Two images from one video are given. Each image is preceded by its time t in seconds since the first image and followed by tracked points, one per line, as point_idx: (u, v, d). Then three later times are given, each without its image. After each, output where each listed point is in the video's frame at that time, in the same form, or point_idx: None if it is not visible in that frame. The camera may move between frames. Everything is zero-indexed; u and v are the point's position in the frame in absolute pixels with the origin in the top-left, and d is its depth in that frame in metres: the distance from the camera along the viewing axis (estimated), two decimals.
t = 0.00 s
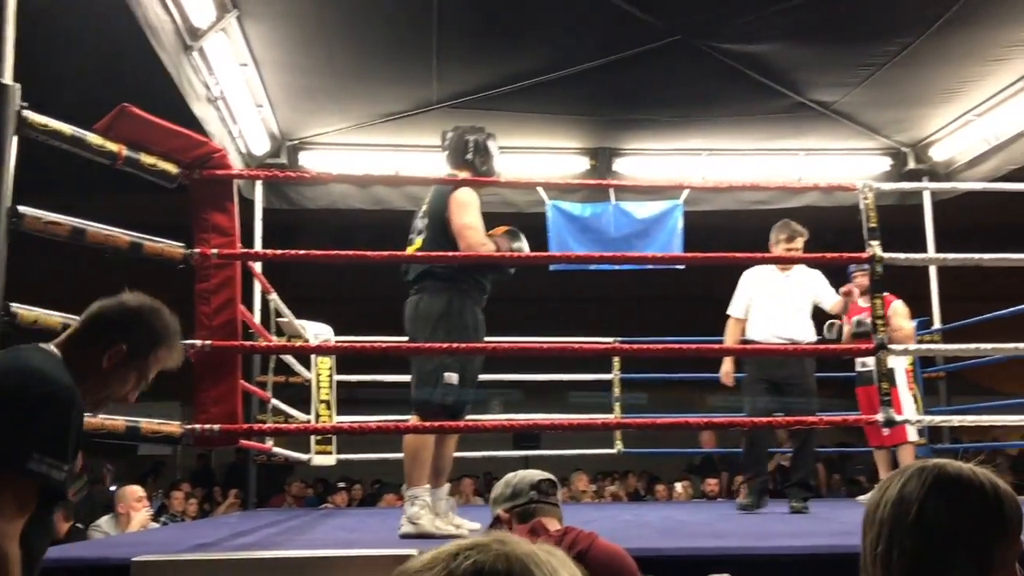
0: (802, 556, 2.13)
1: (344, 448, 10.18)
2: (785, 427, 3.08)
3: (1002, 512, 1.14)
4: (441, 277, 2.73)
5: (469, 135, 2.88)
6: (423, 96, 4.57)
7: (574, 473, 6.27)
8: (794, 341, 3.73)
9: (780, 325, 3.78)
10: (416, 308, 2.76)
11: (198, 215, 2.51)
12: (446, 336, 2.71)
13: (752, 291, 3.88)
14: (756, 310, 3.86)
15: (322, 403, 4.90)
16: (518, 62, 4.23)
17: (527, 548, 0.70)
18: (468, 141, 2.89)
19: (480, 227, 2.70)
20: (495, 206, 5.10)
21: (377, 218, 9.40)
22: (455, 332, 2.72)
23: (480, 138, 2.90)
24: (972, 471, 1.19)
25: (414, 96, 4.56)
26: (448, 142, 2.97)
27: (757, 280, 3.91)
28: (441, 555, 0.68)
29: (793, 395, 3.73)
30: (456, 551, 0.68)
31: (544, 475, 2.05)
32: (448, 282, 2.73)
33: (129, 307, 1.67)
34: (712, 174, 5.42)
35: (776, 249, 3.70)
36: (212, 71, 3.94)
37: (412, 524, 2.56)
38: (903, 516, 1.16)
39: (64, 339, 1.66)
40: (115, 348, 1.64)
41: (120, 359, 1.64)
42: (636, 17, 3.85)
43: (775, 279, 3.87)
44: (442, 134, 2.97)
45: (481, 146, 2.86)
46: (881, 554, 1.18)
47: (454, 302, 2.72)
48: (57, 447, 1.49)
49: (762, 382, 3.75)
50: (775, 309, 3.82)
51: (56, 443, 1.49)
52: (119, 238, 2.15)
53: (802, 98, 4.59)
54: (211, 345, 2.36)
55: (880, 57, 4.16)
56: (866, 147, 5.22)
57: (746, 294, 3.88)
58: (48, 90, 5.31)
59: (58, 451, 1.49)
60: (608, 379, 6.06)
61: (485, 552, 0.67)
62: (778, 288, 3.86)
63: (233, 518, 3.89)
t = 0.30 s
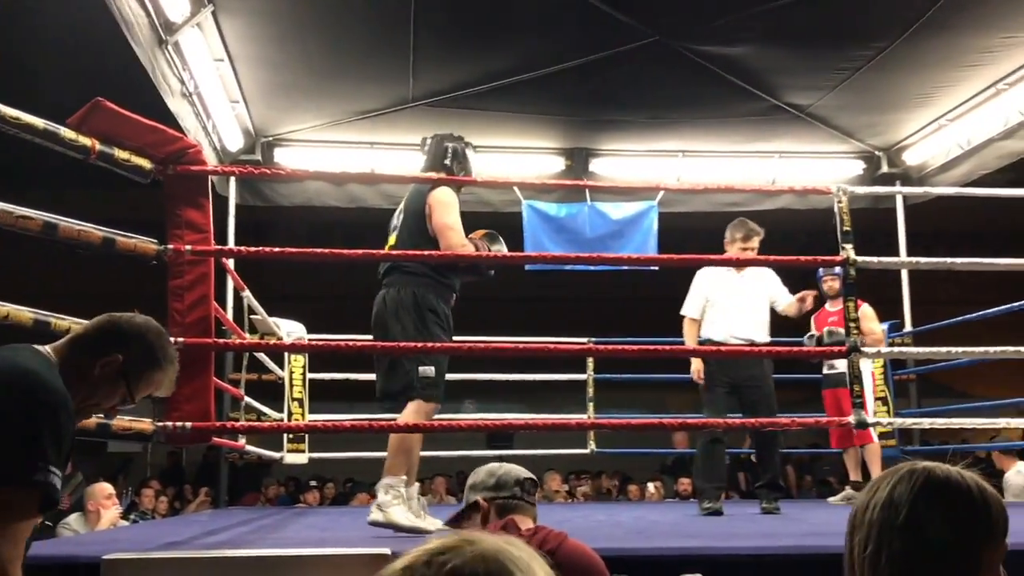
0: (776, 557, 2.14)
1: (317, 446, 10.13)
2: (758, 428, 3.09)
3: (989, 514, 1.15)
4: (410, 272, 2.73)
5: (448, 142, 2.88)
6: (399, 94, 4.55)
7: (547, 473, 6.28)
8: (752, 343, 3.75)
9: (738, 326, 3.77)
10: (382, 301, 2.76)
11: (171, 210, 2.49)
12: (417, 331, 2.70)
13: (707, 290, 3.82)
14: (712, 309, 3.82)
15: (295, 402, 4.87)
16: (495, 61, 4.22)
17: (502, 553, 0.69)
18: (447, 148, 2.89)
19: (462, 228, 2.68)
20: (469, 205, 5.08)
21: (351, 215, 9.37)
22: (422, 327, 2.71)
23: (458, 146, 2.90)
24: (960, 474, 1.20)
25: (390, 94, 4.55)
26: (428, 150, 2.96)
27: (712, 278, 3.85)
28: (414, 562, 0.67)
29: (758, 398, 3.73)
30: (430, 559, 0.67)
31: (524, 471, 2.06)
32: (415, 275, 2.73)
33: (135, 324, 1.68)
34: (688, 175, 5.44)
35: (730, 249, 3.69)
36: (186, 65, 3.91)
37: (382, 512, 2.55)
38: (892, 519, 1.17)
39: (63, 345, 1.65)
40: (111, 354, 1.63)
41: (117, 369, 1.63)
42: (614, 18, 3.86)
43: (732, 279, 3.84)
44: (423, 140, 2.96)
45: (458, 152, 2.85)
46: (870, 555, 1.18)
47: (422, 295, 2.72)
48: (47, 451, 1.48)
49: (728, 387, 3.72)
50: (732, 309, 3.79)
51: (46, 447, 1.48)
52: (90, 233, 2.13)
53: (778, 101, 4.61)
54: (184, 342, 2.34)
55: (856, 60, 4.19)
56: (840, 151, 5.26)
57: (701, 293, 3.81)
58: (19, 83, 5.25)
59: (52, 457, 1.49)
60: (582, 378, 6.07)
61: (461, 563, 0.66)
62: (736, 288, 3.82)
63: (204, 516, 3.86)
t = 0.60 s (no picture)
0: (762, 556, 2.14)
1: (303, 443, 10.11)
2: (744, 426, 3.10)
3: (982, 518, 1.18)
4: (405, 273, 2.73)
5: (421, 131, 2.87)
6: (387, 91, 4.54)
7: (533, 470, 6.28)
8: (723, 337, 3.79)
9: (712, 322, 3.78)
10: (378, 305, 2.74)
11: (158, 206, 2.48)
12: (411, 331, 2.69)
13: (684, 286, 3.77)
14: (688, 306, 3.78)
15: (280, 399, 4.85)
16: (483, 59, 4.22)
17: (456, 550, 0.69)
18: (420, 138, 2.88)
19: (444, 224, 2.68)
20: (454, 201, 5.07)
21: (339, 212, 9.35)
22: (418, 328, 2.70)
23: (431, 135, 2.90)
24: (953, 477, 1.22)
25: (378, 90, 4.54)
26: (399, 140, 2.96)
27: (680, 273, 3.82)
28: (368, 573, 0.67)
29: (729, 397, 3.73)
30: (385, 568, 0.66)
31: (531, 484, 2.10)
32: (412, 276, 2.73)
33: (134, 326, 1.63)
34: (674, 174, 5.45)
35: (694, 242, 3.69)
36: (173, 60, 3.89)
37: (357, 516, 2.54)
38: (888, 519, 1.18)
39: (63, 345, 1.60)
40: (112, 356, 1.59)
41: (118, 370, 1.59)
42: (601, 17, 3.86)
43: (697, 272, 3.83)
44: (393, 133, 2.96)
45: (433, 142, 2.86)
46: (865, 556, 1.19)
47: (418, 296, 2.72)
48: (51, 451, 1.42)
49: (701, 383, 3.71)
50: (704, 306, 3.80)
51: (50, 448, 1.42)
52: (76, 229, 2.12)
53: (765, 100, 4.62)
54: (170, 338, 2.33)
55: (842, 61, 4.21)
56: (826, 151, 5.28)
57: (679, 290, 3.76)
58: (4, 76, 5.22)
59: (58, 454, 1.44)
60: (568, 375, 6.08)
61: (413, 569, 0.66)
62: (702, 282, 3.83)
63: (189, 513, 3.85)
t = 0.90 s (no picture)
0: (757, 553, 2.15)
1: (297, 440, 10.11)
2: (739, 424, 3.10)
3: (967, 512, 1.19)
4: (394, 270, 2.72)
5: (420, 122, 2.86)
6: (381, 88, 4.54)
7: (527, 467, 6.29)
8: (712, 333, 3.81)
9: (700, 317, 3.80)
10: (362, 300, 2.72)
11: (151, 203, 2.47)
12: (394, 328, 2.68)
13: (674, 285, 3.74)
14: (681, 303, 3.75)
15: (274, 395, 4.85)
16: (476, 56, 4.22)
17: (465, 552, 0.69)
18: (418, 127, 2.87)
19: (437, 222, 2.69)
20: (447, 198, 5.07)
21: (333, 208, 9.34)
22: (404, 326, 2.70)
23: (429, 126, 2.90)
24: (935, 472, 1.22)
25: (372, 87, 4.53)
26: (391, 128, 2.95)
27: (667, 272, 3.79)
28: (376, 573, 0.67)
29: (711, 394, 3.77)
30: (397, 569, 0.67)
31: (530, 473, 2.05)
32: (400, 274, 2.73)
33: (137, 349, 1.61)
34: (668, 170, 5.45)
35: (678, 237, 3.70)
36: (167, 57, 3.88)
37: (346, 520, 2.54)
38: (882, 518, 1.17)
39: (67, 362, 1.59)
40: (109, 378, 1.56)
41: (117, 389, 1.56)
42: (596, 13, 3.86)
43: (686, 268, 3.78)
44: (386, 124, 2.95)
45: (430, 134, 2.86)
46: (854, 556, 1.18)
47: (404, 293, 2.72)
48: (31, 467, 1.37)
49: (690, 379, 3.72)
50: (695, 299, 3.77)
51: (31, 463, 1.37)
52: (69, 226, 2.11)
53: (758, 98, 4.63)
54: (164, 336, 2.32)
55: (837, 58, 4.21)
56: (820, 148, 5.29)
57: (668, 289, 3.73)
58: None
59: (42, 477, 1.39)
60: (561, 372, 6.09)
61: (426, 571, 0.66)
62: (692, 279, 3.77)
63: (182, 509, 3.85)
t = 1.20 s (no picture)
0: (758, 550, 2.15)
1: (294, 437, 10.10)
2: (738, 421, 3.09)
3: (951, 508, 1.19)
4: (389, 266, 2.72)
5: (422, 119, 2.86)
6: (379, 84, 4.53)
7: (525, 464, 6.29)
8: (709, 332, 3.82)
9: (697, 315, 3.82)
10: (357, 297, 2.73)
11: (149, 200, 2.47)
12: (389, 326, 2.69)
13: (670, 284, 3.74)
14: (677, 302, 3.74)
15: (272, 392, 4.84)
16: (474, 53, 4.22)
17: (478, 544, 0.70)
18: (420, 125, 2.87)
19: (431, 219, 2.69)
20: (446, 195, 5.06)
21: (331, 205, 9.33)
22: (399, 322, 2.70)
23: (431, 123, 2.89)
24: (918, 467, 1.23)
25: (369, 84, 4.53)
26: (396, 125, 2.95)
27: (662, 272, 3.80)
28: (392, 569, 0.67)
29: (704, 395, 3.77)
30: (409, 559, 0.67)
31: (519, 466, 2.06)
32: (397, 270, 2.73)
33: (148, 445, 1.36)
34: (667, 168, 5.46)
35: (678, 234, 3.70)
36: (165, 53, 3.88)
37: (345, 516, 2.55)
38: (868, 509, 1.17)
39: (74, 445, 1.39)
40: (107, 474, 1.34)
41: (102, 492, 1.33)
42: (594, 11, 3.86)
43: (680, 267, 3.78)
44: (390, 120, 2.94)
45: (433, 132, 2.85)
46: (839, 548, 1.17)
47: (399, 289, 2.72)
48: None
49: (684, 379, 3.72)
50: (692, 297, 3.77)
51: None
52: (67, 222, 2.11)
53: (756, 95, 4.63)
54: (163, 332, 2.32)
55: (834, 56, 4.22)
56: (817, 146, 5.30)
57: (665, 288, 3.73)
58: None
59: None
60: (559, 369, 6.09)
61: (437, 562, 0.67)
62: (686, 278, 3.77)
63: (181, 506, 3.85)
